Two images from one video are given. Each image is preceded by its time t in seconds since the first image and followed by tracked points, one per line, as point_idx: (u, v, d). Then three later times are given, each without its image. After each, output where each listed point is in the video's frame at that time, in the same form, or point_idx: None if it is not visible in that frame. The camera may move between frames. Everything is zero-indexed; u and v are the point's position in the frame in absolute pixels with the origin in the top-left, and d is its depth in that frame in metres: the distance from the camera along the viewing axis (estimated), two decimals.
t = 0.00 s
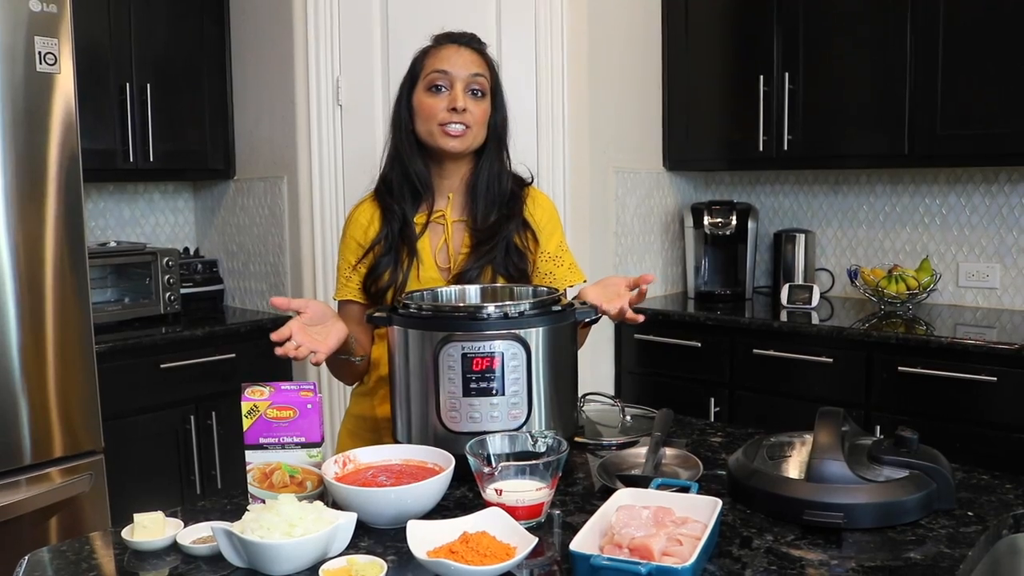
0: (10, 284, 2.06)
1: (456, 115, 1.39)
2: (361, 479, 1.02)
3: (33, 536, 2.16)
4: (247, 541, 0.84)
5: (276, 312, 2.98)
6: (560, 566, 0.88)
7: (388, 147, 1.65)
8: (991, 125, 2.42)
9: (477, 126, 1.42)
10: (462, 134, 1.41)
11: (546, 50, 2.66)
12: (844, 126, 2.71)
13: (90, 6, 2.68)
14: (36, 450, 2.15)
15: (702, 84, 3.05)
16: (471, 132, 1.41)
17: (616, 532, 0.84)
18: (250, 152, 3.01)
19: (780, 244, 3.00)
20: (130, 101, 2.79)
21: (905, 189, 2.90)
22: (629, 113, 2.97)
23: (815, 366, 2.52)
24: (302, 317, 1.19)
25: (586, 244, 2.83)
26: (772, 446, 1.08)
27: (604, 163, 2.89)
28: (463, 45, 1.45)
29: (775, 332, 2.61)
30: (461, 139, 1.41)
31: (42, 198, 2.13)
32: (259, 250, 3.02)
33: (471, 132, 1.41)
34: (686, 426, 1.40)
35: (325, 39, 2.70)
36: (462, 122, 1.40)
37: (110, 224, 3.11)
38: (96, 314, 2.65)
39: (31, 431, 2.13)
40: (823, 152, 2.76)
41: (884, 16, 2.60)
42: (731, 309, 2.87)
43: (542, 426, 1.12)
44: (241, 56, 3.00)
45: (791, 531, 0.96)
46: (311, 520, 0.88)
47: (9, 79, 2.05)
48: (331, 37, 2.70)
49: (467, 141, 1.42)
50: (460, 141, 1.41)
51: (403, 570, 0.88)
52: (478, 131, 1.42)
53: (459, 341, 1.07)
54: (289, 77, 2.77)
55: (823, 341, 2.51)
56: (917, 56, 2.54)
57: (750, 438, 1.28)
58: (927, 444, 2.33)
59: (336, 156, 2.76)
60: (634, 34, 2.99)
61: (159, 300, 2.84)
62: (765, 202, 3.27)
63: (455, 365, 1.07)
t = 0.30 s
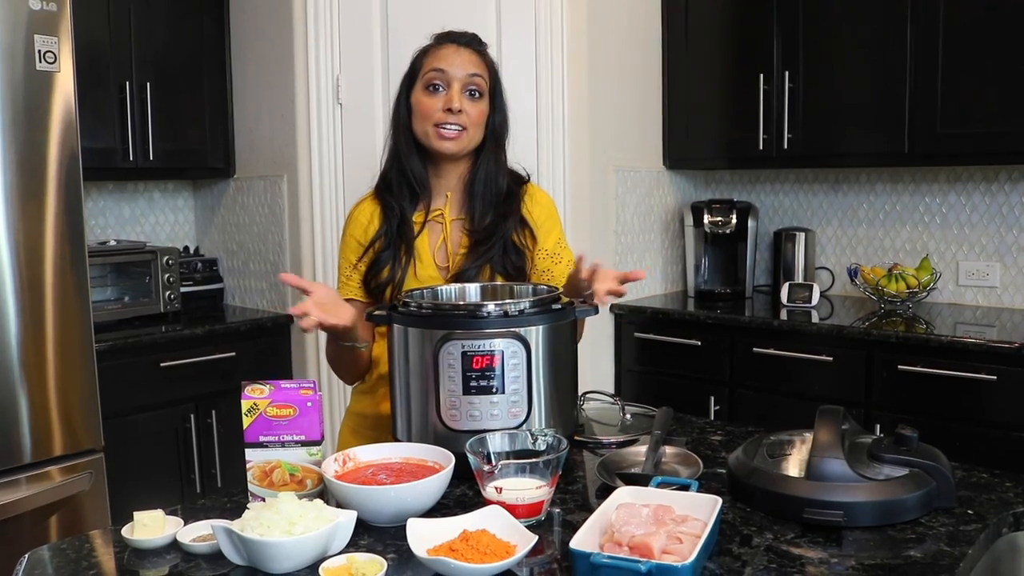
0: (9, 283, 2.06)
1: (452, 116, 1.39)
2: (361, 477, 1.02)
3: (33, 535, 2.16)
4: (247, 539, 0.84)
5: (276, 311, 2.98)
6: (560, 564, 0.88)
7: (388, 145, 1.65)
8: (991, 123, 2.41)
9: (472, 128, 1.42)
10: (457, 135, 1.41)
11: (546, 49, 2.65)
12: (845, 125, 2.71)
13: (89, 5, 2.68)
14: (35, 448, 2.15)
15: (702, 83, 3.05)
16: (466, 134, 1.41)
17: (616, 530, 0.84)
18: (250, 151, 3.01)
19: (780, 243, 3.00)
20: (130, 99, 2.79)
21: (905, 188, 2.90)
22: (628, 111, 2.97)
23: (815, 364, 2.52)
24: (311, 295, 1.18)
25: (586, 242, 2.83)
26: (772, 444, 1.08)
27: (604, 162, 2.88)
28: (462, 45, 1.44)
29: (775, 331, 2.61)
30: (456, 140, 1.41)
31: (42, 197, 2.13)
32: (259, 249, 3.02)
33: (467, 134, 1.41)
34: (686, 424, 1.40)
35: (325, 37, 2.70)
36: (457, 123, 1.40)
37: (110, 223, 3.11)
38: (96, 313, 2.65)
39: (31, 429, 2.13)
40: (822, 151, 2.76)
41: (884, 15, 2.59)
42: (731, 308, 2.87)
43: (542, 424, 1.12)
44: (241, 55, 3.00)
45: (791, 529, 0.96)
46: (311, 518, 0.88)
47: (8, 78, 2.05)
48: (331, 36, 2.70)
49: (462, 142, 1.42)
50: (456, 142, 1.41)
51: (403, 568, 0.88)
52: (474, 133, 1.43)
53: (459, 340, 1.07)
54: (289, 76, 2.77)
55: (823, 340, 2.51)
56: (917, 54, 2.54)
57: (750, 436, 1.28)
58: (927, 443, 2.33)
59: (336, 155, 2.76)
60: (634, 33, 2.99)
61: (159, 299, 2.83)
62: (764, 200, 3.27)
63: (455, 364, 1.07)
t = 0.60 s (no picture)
0: (10, 281, 2.06)
1: (451, 113, 1.39)
2: (361, 475, 1.02)
3: (33, 533, 2.16)
4: (247, 537, 0.84)
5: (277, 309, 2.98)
6: (561, 563, 0.88)
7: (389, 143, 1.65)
8: (992, 121, 2.41)
9: (471, 125, 1.42)
10: (455, 131, 1.41)
11: (547, 47, 2.65)
12: (845, 122, 2.71)
13: (89, 3, 2.68)
14: (36, 447, 2.15)
15: (703, 82, 3.05)
16: (464, 130, 1.41)
17: (617, 528, 0.84)
18: (250, 149, 3.01)
19: (780, 240, 3.00)
20: (130, 98, 2.79)
21: (905, 185, 2.90)
22: (629, 109, 2.97)
23: (815, 362, 2.52)
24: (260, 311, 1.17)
25: (586, 241, 2.83)
26: (772, 442, 1.08)
27: (604, 160, 2.88)
28: (464, 41, 1.44)
29: (775, 329, 2.61)
30: (455, 135, 1.41)
31: (43, 195, 2.13)
32: (259, 247, 3.02)
33: (465, 130, 1.41)
34: (686, 422, 1.40)
35: (325, 36, 2.70)
36: (457, 120, 1.40)
37: (110, 221, 3.11)
38: (96, 311, 2.65)
39: (31, 427, 2.13)
40: (823, 149, 2.76)
41: (885, 13, 2.59)
42: (731, 306, 2.87)
43: (542, 422, 1.12)
44: (241, 53, 2.99)
45: (791, 527, 0.96)
46: (311, 516, 0.88)
47: (8, 77, 2.05)
48: (331, 34, 2.70)
49: (461, 139, 1.42)
50: (455, 136, 1.41)
51: (404, 566, 0.88)
52: (473, 130, 1.43)
53: (460, 338, 1.07)
54: (289, 75, 2.77)
55: (823, 338, 2.51)
56: (918, 52, 2.54)
57: (750, 434, 1.28)
58: (927, 440, 2.33)
59: (336, 153, 2.75)
60: (634, 32, 2.99)
61: (159, 297, 2.84)
62: (765, 199, 3.27)
63: (455, 362, 1.07)
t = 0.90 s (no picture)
0: (10, 279, 2.06)
1: (451, 116, 1.39)
2: (361, 475, 1.02)
3: (34, 532, 2.16)
4: (247, 536, 0.84)
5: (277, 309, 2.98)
6: (561, 562, 0.88)
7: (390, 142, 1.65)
8: (992, 120, 2.41)
9: (471, 127, 1.42)
10: (456, 134, 1.41)
11: (547, 46, 2.65)
12: (845, 122, 2.71)
13: (89, 3, 2.68)
14: (36, 446, 2.15)
15: (703, 82, 3.05)
16: (464, 132, 1.41)
17: (617, 527, 0.84)
18: (250, 148, 3.01)
19: (780, 240, 3.00)
20: (130, 97, 2.79)
21: (905, 185, 2.90)
22: (629, 109, 2.97)
23: (815, 361, 2.53)
24: (261, 311, 1.18)
25: (586, 241, 2.82)
26: (772, 441, 1.08)
27: (604, 160, 2.88)
28: (463, 42, 1.44)
29: (775, 328, 2.61)
30: (455, 138, 1.41)
31: (43, 194, 2.13)
32: (259, 246, 3.02)
33: (465, 132, 1.41)
34: (686, 421, 1.40)
35: (325, 36, 2.70)
36: (457, 122, 1.40)
37: (110, 221, 3.11)
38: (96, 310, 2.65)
39: (32, 426, 2.13)
40: (823, 148, 2.76)
41: (885, 13, 2.59)
42: (731, 305, 2.87)
43: (542, 422, 1.12)
44: (242, 53, 2.99)
45: (792, 526, 0.96)
46: (312, 515, 0.88)
47: (9, 76, 2.05)
48: (332, 34, 2.70)
49: (461, 141, 1.42)
50: (454, 139, 1.41)
51: (404, 565, 0.88)
52: (474, 131, 1.43)
53: (460, 337, 1.07)
54: (289, 75, 2.77)
55: (824, 337, 2.51)
56: (918, 52, 2.54)
57: (750, 434, 1.28)
58: (927, 440, 2.33)
59: (336, 153, 2.76)
60: (634, 32, 2.98)
61: (159, 296, 2.84)
62: (765, 198, 3.26)
63: (456, 361, 1.07)
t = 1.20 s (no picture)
0: (10, 278, 2.06)
1: (453, 115, 1.39)
2: (362, 474, 1.02)
3: (34, 531, 2.17)
4: (248, 535, 0.85)
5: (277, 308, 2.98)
6: (562, 561, 0.88)
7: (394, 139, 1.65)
8: (993, 120, 2.41)
9: (472, 127, 1.42)
10: (456, 133, 1.41)
11: (547, 46, 2.65)
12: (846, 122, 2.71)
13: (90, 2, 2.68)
14: (36, 445, 2.15)
15: (703, 81, 3.05)
16: (465, 132, 1.42)
17: (618, 527, 0.84)
18: (251, 148, 3.01)
19: (781, 239, 3.00)
20: (131, 97, 2.79)
21: (906, 185, 2.90)
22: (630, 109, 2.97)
23: (816, 361, 2.53)
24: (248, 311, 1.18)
25: (586, 241, 2.83)
26: (773, 441, 1.08)
27: (605, 159, 2.88)
28: (471, 42, 1.44)
29: (776, 328, 2.61)
30: (455, 136, 1.41)
31: (43, 193, 2.13)
32: (260, 246, 3.02)
33: (466, 132, 1.42)
34: (687, 421, 1.40)
35: (326, 35, 2.70)
36: (458, 121, 1.40)
37: (111, 220, 3.11)
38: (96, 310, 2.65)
39: (32, 426, 2.14)
40: (824, 148, 2.76)
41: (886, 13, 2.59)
42: (732, 305, 2.87)
43: (543, 421, 1.12)
44: (243, 53, 2.99)
45: (792, 526, 0.96)
46: (313, 514, 0.88)
47: (9, 75, 2.05)
48: (333, 34, 2.70)
49: (461, 140, 1.42)
50: (454, 137, 1.42)
51: (405, 564, 0.88)
52: (475, 131, 1.43)
53: (460, 336, 1.07)
54: (290, 74, 2.77)
55: (824, 336, 2.51)
56: (919, 52, 2.54)
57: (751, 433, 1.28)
58: (928, 439, 2.33)
59: (337, 152, 2.76)
60: (635, 31, 2.98)
61: (160, 295, 2.84)
62: (765, 198, 3.26)
63: (456, 360, 1.07)
